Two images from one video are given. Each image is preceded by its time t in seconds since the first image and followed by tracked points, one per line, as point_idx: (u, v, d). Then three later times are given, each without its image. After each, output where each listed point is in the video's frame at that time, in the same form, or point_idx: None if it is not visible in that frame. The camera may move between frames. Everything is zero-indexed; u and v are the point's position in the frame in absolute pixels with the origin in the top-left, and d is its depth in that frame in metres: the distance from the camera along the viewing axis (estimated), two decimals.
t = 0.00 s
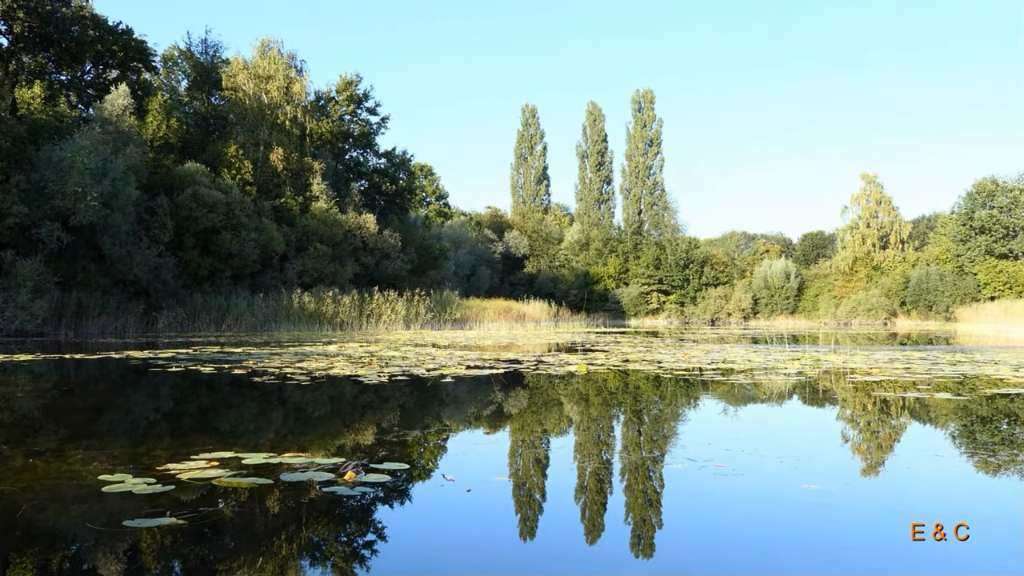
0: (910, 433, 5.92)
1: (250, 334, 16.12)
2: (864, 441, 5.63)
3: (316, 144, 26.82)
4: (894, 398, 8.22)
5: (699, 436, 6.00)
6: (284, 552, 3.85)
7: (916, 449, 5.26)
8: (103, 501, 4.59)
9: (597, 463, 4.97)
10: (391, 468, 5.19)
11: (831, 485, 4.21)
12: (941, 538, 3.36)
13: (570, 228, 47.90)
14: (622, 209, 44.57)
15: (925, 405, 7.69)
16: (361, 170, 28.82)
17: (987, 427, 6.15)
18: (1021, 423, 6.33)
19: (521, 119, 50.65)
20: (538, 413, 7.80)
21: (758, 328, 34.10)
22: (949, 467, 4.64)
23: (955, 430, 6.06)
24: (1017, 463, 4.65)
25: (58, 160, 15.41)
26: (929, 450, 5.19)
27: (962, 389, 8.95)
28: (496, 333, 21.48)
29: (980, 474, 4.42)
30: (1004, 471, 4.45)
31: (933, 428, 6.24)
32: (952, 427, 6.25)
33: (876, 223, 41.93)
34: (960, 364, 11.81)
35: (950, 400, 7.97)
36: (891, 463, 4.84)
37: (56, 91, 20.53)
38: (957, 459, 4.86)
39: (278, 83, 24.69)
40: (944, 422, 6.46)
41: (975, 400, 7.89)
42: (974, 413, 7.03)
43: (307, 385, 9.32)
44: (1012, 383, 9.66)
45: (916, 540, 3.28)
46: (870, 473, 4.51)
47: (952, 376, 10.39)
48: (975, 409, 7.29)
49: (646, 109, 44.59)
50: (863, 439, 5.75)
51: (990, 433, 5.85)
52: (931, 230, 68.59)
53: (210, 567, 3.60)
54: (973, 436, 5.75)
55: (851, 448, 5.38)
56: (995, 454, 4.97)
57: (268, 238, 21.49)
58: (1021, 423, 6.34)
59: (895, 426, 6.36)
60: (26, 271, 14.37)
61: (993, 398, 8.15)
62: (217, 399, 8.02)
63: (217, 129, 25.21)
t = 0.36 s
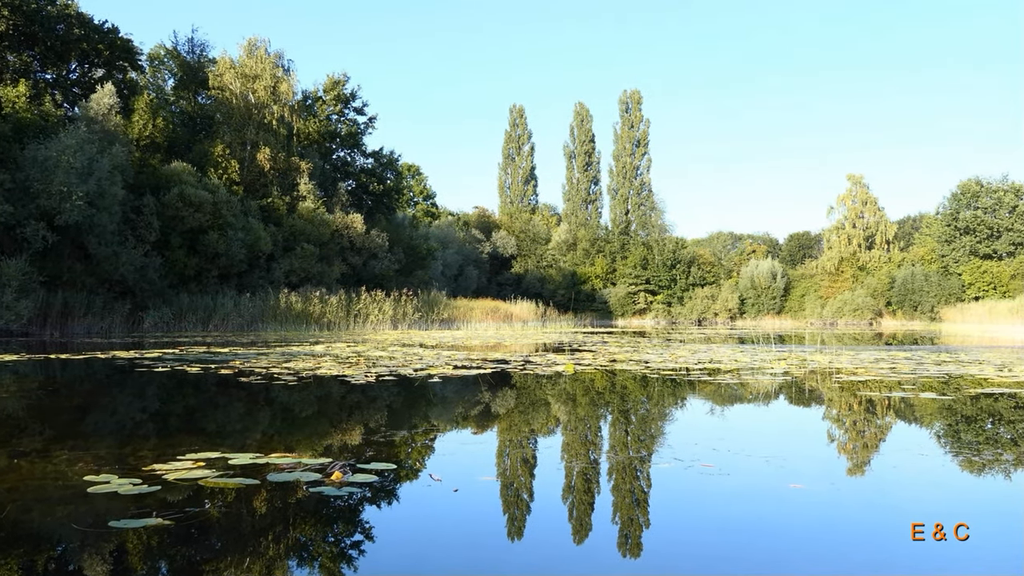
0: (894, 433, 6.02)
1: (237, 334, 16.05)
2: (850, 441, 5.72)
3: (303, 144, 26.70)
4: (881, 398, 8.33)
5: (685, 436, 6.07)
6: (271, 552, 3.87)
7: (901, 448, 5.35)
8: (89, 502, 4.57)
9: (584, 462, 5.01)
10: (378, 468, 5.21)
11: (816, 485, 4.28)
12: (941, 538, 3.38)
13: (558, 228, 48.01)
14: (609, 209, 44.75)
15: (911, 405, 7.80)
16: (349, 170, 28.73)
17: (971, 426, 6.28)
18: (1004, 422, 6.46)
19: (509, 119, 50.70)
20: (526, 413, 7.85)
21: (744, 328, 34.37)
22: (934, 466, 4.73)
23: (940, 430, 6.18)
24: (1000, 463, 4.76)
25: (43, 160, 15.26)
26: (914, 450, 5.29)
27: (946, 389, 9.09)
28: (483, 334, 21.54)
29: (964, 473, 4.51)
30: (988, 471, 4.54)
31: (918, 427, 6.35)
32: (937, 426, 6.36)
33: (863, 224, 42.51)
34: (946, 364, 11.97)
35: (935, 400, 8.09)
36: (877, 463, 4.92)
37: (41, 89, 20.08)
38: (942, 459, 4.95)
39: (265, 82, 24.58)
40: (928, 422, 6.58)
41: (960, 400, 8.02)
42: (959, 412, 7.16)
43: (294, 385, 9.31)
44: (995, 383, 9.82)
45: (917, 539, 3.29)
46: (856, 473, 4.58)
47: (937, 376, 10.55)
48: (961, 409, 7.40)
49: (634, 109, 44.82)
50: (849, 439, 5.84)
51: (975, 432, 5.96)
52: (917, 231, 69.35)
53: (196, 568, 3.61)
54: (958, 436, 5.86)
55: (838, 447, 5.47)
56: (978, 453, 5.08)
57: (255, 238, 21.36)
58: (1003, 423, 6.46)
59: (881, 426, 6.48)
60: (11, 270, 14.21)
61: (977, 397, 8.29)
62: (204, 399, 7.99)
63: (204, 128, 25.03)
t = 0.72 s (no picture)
0: (874, 433, 6.16)
1: (218, 335, 15.93)
2: (830, 440, 5.84)
3: (284, 143, 26.48)
4: (860, 398, 8.49)
5: (665, 435, 6.17)
6: (250, 553, 3.89)
7: (879, 448, 5.48)
8: (67, 504, 4.54)
9: (566, 462, 5.08)
10: (359, 469, 5.23)
11: (797, 484, 4.38)
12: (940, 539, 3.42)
13: (540, 228, 48.14)
14: (591, 209, 44.98)
15: (890, 404, 7.96)
16: (330, 169, 28.53)
17: (949, 426, 6.46)
18: (979, 422, 6.63)
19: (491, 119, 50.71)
20: (508, 413, 7.90)
21: (725, 328, 34.73)
22: (913, 465, 4.86)
23: (918, 430, 6.33)
24: (977, 462, 4.90)
25: (20, 158, 15.03)
26: (893, 450, 5.43)
27: (923, 389, 9.27)
28: (465, 334, 21.57)
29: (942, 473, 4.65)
30: (965, 470, 4.68)
31: (897, 427, 6.50)
32: (916, 426, 6.53)
33: (843, 224, 43.19)
34: (923, 363, 12.21)
35: (913, 400, 8.27)
36: (856, 462, 5.04)
37: (19, 88, 19.68)
38: (920, 458, 5.09)
39: (246, 81, 24.38)
40: (908, 421, 6.78)
41: (939, 400, 8.19)
42: (936, 412, 7.33)
43: (275, 385, 9.28)
44: (971, 383, 10.03)
45: (917, 540, 3.34)
46: (836, 472, 4.70)
47: (916, 376, 10.77)
48: (938, 408, 7.57)
49: (615, 110, 45.09)
50: (829, 438, 5.97)
51: (952, 432, 6.12)
52: (895, 231, 70.53)
53: (175, 570, 3.61)
54: (936, 435, 6.01)
55: (818, 447, 5.59)
56: (956, 452, 5.22)
57: (235, 238, 21.18)
58: (980, 422, 6.65)
59: (861, 425, 6.62)
60: None
61: (953, 397, 8.47)
62: (183, 400, 7.94)
63: (184, 127, 24.76)
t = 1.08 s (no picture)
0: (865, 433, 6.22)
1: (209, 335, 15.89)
2: (822, 440, 5.91)
3: (276, 143, 26.37)
4: (851, 398, 8.56)
5: (657, 435, 6.21)
6: (242, 554, 3.89)
7: (871, 448, 5.53)
8: (58, 504, 4.53)
9: (558, 462, 5.11)
10: (351, 469, 5.25)
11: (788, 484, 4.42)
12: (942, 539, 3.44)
13: (532, 228, 48.18)
14: (583, 209, 45.08)
15: (881, 404, 8.03)
16: (322, 169, 28.44)
17: (939, 425, 6.55)
18: (968, 421, 6.74)
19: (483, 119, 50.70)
20: (500, 413, 7.94)
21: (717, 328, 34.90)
22: (905, 464, 4.92)
23: (909, 429, 6.41)
24: (968, 461, 4.96)
25: (11, 157, 14.96)
26: (883, 449, 5.50)
27: (914, 389, 9.35)
28: (457, 334, 21.59)
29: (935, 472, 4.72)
30: (957, 468, 4.75)
31: (888, 427, 6.57)
32: (907, 426, 6.60)
33: (834, 224, 43.44)
34: (915, 364, 12.29)
35: (905, 400, 8.33)
36: (847, 462, 5.10)
37: (10, 87, 19.48)
38: (912, 458, 5.14)
39: (237, 80, 24.26)
40: (900, 419, 6.88)
41: (929, 399, 8.29)
42: (927, 412, 7.41)
43: (267, 385, 9.27)
44: (961, 383, 10.12)
45: (918, 539, 3.37)
46: (828, 472, 4.75)
47: (907, 376, 10.86)
48: (929, 408, 7.64)
49: (607, 110, 45.18)
50: (821, 438, 6.03)
51: (943, 432, 6.19)
52: (887, 231, 71.00)
53: (167, 570, 3.62)
54: (927, 435, 6.07)
55: (809, 446, 5.65)
56: (947, 451, 5.30)
57: (227, 237, 21.10)
58: (970, 421, 6.79)
59: (852, 425, 6.69)
60: None
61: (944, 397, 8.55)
62: (175, 400, 7.92)
63: (175, 127, 24.61)
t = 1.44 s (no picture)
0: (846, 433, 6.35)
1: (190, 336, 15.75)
2: (803, 439, 6.05)
3: (258, 142, 26.19)
4: (832, 398, 8.73)
5: (639, 435, 6.31)
6: (223, 555, 3.91)
7: (851, 448, 5.66)
8: (36, 506, 4.51)
9: (540, 463, 5.19)
10: (333, 470, 5.28)
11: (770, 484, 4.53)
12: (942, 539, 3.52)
13: (515, 228, 48.29)
14: (566, 209, 45.28)
15: (861, 404, 8.19)
16: (305, 169, 28.27)
17: (918, 425, 6.72)
18: (947, 421, 6.90)
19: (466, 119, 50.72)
20: (482, 413, 8.00)
21: (698, 327, 35.25)
22: (885, 464, 5.05)
23: (889, 429, 6.56)
24: (947, 460, 5.11)
25: None
26: (863, 448, 5.65)
27: (893, 389, 9.54)
28: (440, 334, 21.63)
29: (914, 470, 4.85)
30: (936, 468, 4.88)
31: (868, 427, 6.72)
32: (886, 426, 6.76)
33: (815, 225, 44.02)
34: (894, 364, 12.51)
35: (884, 400, 8.51)
36: (828, 461, 5.23)
37: None
38: (891, 458, 5.27)
39: (219, 79, 24.16)
40: (880, 419, 7.05)
41: (909, 399, 8.47)
42: (906, 411, 7.59)
43: (248, 385, 9.25)
44: (940, 383, 10.33)
45: (917, 540, 3.45)
46: (808, 471, 4.89)
47: (886, 376, 11.07)
48: (908, 408, 7.82)
49: (590, 111, 45.43)
50: (802, 437, 6.18)
51: (922, 431, 6.34)
52: (867, 232, 72.05)
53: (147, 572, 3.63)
54: (907, 434, 6.23)
55: (791, 446, 5.79)
56: (926, 451, 5.44)
57: (209, 237, 20.89)
58: (949, 421, 6.96)
59: (833, 425, 6.84)
60: None
61: (923, 397, 8.73)
62: (155, 401, 7.88)
63: (156, 126, 24.20)
